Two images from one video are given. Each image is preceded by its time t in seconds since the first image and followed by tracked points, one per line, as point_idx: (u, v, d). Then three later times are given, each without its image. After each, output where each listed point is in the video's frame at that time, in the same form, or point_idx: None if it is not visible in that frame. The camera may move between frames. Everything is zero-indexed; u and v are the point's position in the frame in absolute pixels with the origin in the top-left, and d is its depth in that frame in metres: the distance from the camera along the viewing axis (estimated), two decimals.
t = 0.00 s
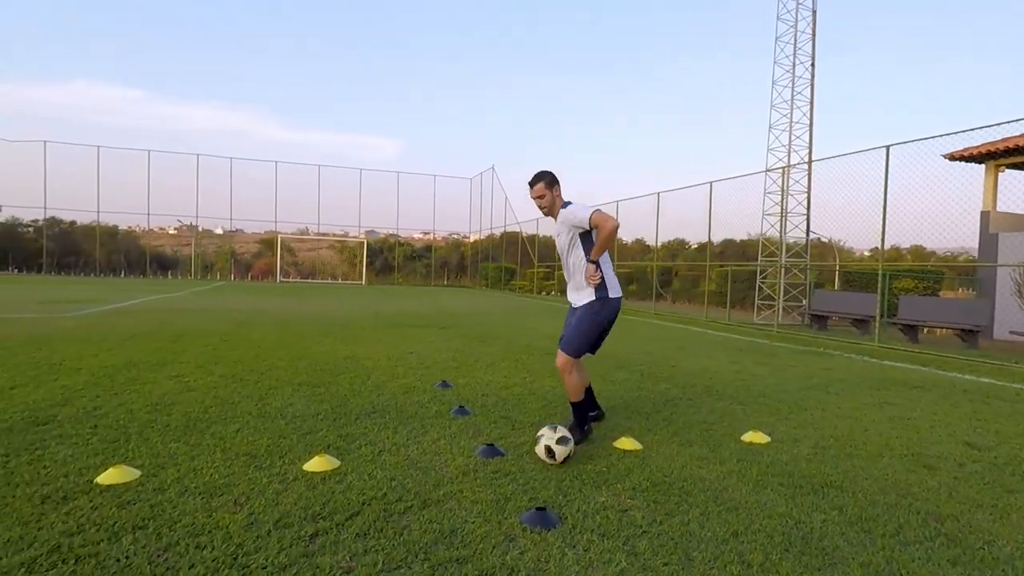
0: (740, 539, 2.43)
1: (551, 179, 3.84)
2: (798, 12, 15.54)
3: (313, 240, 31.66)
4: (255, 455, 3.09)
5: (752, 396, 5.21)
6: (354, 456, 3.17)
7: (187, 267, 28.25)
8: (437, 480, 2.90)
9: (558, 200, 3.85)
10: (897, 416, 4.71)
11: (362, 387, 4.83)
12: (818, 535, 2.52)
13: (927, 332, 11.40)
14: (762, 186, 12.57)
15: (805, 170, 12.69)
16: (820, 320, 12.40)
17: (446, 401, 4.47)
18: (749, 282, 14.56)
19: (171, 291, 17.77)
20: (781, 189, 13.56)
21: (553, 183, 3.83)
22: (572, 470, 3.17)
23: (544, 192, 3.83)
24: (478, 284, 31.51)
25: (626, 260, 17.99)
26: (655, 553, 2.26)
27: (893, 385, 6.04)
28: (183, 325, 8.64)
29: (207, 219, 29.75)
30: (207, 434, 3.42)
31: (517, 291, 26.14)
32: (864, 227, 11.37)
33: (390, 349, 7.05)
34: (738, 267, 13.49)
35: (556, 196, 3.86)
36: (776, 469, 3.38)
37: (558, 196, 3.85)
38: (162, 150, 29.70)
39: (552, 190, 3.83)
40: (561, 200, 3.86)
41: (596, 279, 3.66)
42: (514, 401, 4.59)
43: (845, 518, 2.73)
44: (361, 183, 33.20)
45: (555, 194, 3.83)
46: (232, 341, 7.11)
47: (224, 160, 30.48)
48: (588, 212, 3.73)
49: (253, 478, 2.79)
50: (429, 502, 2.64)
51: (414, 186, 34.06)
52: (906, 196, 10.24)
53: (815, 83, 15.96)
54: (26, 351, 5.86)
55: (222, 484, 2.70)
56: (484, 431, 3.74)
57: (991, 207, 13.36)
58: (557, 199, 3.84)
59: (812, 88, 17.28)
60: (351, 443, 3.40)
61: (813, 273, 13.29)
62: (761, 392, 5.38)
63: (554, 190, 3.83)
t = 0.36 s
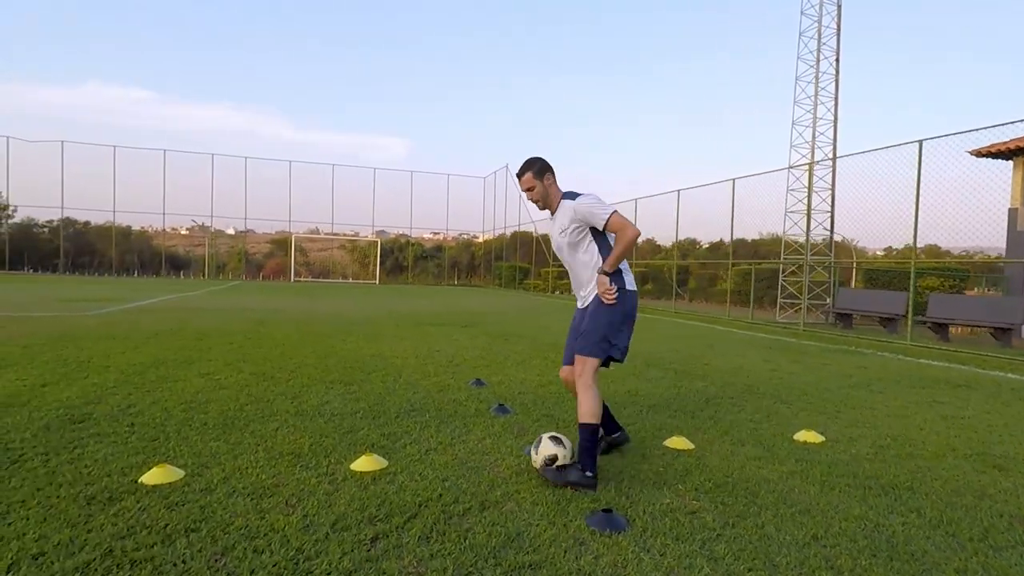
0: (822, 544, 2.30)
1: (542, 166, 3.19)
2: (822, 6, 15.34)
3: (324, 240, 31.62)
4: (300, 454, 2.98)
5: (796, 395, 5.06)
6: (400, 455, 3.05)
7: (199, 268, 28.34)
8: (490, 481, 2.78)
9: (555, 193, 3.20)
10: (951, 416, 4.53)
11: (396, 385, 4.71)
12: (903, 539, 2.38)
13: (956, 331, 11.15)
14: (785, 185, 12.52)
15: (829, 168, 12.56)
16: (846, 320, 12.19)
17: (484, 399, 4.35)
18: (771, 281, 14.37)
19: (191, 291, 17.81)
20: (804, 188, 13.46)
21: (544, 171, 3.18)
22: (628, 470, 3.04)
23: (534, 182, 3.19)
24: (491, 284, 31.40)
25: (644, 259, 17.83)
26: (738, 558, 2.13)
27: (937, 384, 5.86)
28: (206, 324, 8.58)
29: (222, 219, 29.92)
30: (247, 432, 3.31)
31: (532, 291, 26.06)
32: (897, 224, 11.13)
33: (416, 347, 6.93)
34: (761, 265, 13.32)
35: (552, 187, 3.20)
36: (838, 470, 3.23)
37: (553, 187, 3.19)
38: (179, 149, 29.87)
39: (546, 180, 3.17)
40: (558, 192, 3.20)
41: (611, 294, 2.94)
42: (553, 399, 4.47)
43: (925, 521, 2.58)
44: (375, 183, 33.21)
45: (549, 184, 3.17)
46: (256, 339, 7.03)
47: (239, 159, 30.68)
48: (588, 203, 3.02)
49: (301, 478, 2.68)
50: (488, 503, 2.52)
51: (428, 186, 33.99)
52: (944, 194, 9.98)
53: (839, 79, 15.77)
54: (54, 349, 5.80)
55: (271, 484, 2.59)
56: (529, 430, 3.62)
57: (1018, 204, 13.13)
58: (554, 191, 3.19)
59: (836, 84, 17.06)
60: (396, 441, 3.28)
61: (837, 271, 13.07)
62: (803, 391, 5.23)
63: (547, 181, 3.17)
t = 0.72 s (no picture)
0: (906, 564, 2.12)
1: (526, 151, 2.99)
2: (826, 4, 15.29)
3: (317, 239, 31.21)
4: (327, 466, 2.78)
5: (826, 398, 4.91)
6: (433, 466, 2.86)
7: (191, 267, 27.91)
8: (534, 495, 2.59)
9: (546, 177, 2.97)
10: (989, 420, 4.40)
11: (414, 388, 4.50)
12: (987, 557, 2.21)
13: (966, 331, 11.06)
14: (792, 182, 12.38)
15: (836, 167, 12.47)
16: (853, 319, 12.08)
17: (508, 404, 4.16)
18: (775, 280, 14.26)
19: (187, 291, 17.52)
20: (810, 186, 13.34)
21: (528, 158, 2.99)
22: (676, 481, 2.86)
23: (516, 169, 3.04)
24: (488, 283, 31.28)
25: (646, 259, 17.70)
26: None
27: (963, 386, 5.73)
28: (207, 324, 8.34)
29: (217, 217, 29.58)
30: (267, 441, 3.11)
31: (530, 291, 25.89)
32: (904, 223, 10.97)
33: (427, 348, 6.74)
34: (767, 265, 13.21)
35: (533, 170, 2.98)
36: (894, 480, 3.07)
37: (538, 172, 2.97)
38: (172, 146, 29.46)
39: (529, 168, 2.98)
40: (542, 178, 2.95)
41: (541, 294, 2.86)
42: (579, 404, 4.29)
43: (1004, 535, 2.42)
44: (372, 181, 32.94)
45: (529, 169, 2.98)
46: (260, 340, 6.79)
47: (234, 156, 30.34)
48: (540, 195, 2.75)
49: (332, 493, 2.48)
50: (537, 520, 2.33)
51: (425, 185, 33.75)
52: (959, 197, 9.78)
53: (843, 79, 15.72)
54: (51, 351, 5.54)
55: (301, 501, 2.39)
56: (561, 439, 3.43)
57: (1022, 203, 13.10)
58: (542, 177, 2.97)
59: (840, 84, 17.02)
60: (425, 450, 3.08)
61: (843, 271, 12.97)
62: (832, 393, 5.09)
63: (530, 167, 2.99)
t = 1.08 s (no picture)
0: None
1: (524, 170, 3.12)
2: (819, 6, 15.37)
3: (294, 238, 30.51)
4: (362, 491, 2.57)
5: (848, 404, 4.84)
6: (475, 489, 2.68)
7: (164, 266, 27.07)
8: (589, 519, 2.44)
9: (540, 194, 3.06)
10: (1015, 427, 4.36)
11: (430, 399, 4.30)
12: None
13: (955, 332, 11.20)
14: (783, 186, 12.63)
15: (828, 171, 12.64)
16: (846, 321, 12.16)
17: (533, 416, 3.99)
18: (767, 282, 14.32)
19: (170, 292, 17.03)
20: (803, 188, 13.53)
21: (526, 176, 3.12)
22: (730, 499, 2.74)
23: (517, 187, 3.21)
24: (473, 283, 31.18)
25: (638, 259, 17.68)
26: None
27: (975, 390, 5.72)
28: (197, 328, 8.00)
29: (195, 216, 28.90)
30: (290, 463, 2.89)
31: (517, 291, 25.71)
32: (897, 225, 10.97)
33: (431, 354, 6.53)
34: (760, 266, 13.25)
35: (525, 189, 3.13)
36: (946, 494, 2.98)
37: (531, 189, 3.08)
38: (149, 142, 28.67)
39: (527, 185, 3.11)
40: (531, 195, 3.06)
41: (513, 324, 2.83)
42: (605, 415, 4.14)
43: None
44: (356, 180, 32.48)
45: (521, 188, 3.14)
46: (257, 346, 6.51)
47: (213, 153, 29.66)
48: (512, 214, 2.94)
49: (375, 522, 2.29)
50: (602, 551, 2.17)
51: (411, 184, 33.37)
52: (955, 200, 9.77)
53: (834, 82, 15.88)
54: (36, 361, 5.20)
55: (344, 533, 2.20)
56: (598, 453, 3.29)
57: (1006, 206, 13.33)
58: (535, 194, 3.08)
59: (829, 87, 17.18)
60: (462, 470, 2.89)
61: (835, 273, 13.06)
62: (852, 399, 5.03)
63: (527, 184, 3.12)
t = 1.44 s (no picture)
0: None
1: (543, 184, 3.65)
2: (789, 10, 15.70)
3: (254, 235, 29.50)
4: (374, 504, 2.39)
5: (841, 400, 4.86)
6: (492, 498, 2.53)
7: (114, 265, 25.87)
8: (620, 528, 2.31)
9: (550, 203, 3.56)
10: (1000, 420, 4.45)
11: (424, 403, 4.12)
12: None
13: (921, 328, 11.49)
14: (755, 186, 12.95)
15: (798, 172, 13.01)
16: (816, 319, 12.43)
17: (534, 418, 3.87)
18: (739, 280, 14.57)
19: (126, 292, 16.27)
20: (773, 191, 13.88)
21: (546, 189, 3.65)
22: (755, 501, 2.66)
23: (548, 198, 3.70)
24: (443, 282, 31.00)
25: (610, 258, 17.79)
26: None
27: (953, 384, 5.86)
28: (162, 330, 7.59)
29: (150, 212, 27.75)
30: (289, 475, 2.68)
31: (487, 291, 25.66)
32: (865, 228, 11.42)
33: (415, 355, 6.33)
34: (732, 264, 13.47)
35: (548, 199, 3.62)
36: (959, 490, 2.99)
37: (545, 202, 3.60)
38: (100, 135, 27.37)
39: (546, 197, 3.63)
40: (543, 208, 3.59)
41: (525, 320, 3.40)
42: (606, 416, 4.06)
43: None
44: (322, 177, 31.76)
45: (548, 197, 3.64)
46: (229, 348, 6.18)
47: (170, 147, 28.51)
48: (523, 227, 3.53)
49: (395, 538, 2.11)
50: (641, 560, 2.06)
51: (378, 181, 32.85)
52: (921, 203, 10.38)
53: (801, 85, 16.23)
54: None
55: (362, 552, 2.02)
56: (609, 456, 3.19)
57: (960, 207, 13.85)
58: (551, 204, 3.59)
59: (797, 89, 17.54)
60: (474, 478, 2.73)
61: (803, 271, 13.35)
62: (844, 396, 5.05)
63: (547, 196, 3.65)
